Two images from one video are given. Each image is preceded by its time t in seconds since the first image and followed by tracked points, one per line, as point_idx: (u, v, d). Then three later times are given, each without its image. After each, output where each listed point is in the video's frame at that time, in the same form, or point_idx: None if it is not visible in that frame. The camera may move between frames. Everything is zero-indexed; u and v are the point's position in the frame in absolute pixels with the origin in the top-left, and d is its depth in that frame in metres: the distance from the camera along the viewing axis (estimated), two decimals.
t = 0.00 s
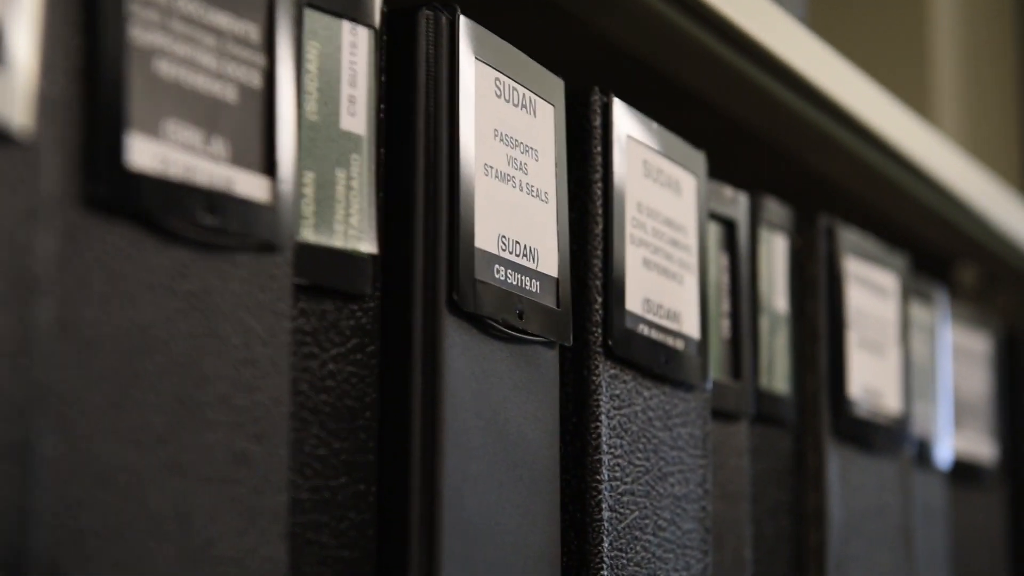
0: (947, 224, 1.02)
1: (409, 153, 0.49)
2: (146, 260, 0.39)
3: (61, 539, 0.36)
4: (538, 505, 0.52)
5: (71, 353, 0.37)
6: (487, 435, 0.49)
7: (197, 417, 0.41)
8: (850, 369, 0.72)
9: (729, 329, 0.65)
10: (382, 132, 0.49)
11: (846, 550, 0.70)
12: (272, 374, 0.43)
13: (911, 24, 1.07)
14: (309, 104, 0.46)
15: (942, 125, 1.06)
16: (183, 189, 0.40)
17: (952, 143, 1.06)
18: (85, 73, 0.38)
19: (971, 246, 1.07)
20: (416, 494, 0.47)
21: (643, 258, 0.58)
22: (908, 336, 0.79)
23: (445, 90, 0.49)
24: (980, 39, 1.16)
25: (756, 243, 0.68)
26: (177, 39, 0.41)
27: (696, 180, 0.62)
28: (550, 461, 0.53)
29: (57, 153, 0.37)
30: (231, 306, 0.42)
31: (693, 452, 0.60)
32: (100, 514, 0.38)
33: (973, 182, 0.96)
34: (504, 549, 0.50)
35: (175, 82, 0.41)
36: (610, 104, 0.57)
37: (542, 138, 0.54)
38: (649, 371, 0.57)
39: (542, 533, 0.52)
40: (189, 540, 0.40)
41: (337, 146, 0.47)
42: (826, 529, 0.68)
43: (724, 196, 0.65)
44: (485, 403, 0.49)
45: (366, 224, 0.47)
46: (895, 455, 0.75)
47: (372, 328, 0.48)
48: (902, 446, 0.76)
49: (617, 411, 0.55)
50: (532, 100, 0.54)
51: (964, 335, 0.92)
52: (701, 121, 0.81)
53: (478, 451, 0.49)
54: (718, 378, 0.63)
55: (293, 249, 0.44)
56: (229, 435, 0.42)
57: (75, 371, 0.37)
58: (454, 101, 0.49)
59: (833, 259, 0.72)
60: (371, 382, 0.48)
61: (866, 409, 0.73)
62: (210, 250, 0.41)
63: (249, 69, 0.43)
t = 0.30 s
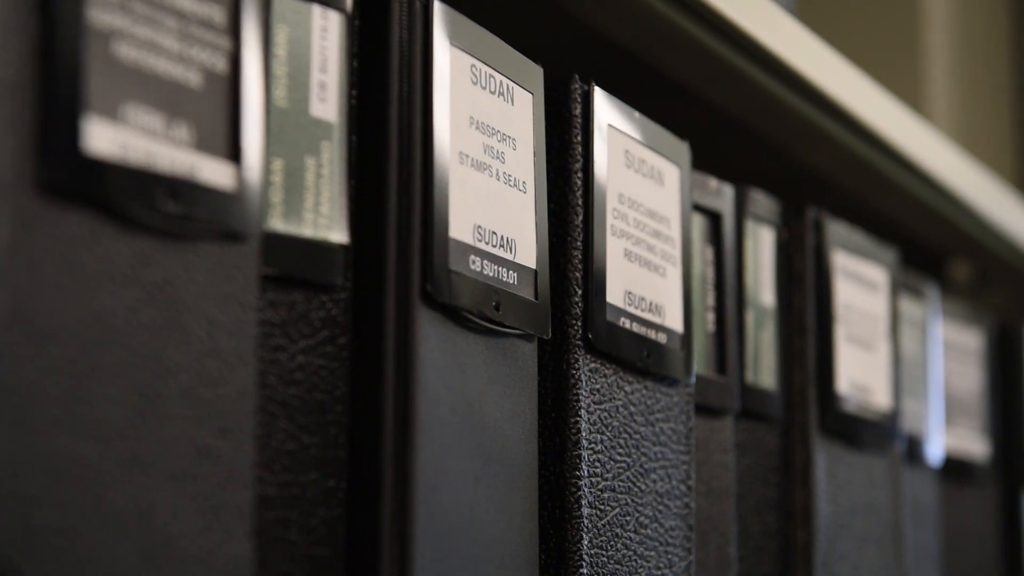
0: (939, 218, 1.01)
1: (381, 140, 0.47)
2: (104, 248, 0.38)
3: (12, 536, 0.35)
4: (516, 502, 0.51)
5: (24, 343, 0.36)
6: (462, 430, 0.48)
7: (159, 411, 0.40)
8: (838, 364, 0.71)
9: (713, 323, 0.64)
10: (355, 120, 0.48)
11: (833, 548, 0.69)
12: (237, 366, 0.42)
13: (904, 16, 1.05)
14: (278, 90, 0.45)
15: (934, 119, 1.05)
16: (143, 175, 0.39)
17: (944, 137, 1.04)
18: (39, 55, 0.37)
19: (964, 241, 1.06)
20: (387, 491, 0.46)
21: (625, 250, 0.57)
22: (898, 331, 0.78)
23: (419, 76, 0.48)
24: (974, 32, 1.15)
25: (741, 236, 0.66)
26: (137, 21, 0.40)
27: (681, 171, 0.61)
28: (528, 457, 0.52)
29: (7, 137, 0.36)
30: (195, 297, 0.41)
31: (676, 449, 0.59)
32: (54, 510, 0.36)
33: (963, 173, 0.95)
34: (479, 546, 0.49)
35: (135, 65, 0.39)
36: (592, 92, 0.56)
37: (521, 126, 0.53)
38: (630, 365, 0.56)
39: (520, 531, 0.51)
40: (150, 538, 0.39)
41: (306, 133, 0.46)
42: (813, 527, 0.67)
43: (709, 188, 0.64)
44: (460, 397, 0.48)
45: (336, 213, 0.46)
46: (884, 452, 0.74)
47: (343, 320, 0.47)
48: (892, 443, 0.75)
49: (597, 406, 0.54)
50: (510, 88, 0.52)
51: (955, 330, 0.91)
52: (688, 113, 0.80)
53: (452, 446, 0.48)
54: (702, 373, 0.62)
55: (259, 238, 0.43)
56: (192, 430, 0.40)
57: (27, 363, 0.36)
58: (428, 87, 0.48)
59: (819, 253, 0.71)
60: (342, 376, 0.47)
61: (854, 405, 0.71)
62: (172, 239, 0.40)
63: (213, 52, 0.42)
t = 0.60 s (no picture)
0: (931, 213, 1.00)
1: (353, 128, 0.46)
2: (62, 237, 0.37)
3: None
4: (491, 498, 0.50)
5: None
6: (436, 425, 0.47)
7: (120, 404, 0.38)
8: (825, 359, 0.70)
9: (696, 317, 0.63)
10: (326, 107, 0.47)
11: (820, 546, 0.68)
12: (202, 359, 0.41)
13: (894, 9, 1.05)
14: (246, 75, 0.44)
15: (925, 113, 1.04)
16: (104, 161, 0.38)
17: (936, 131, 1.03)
18: None
19: (956, 236, 1.05)
20: (359, 487, 0.45)
21: (606, 241, 0.56)
22: (886, 326, 0.77)
23: (392, 63, 0.47)
24: (966, 26, 1.14)
25: (726, 229, 0.65)
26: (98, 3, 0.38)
27: (664, 162, 0.60)
28: (505, 453, 0.51)
29: None
30: (159, 287, 0.40)
31: (658, 444, 0.58)
32: (10, 506, 0.35)
33: (955, 168, 0.94)
34: (453, 544, 0.48)
35: (96, 49, 0.38)
36: (572, 81, 0.55)
37: (497, 115, 0.52)
38: (611, 359, 0.55)
39: (496, 528, 0.50)
40: (112, 534, 0.38)
41: (276, 121, 0.44)
42: (800, 524, 0.66)
43: (693, 179, 0.63)
44: (433, 391, 0.47)
45: (307, 202, 0.45)
46: (872, 449, 0.73)
47: (313, 312, 0.46)
48: (880, 439, 0.74)
49: (577, 401, 0.53)
50: (487, 76, 0.51)
51: (946, 326, 0.90)
52: (674, 105, 0.79)
53: (426, 442, 0.47)
54: (686, 368, 0.61)
55: (225, 227, 0.42)
56: (156, 423, 0.39)
57: None
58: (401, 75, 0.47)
59: (806, 246, 0.70)
60: (312, 369, 0.46)
61: (841, 400, 0.70)
62: (134, 227, 0.39)
63: (178, 37, 0.41)
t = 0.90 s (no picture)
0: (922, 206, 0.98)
1: (323, 115, 0.45)
2: (16, 223, 0.36)
3: None
4: (466, 494, 0.48)
5: None
6: (409, 419, 0.46)
7: (76, 396, 0.37)
8: (813, 354, 0.69)
9: (680, 310, 0.61)
10: (296, 92, 0.46)
11: (807, 544, 0.66)
12: (164, 350, 0.40)
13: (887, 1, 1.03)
14: (211, 59, 0.43)
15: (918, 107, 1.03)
16: (60, 143, 0.37)
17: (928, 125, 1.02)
18: None
19: (948, 231, 1.04)
20: (328, 482, 0.44)
21: (586, 232, 0.55)
22: (876, 320, 0.76)
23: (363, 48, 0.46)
24: (960, 19, 1.13)
25: (711, 220, 0.64)
26: None
27: (648, 152, 0.59)
28: (480, 448, 0.49)
29: None
30: (119, 275, 0.38)
31: (640, 439, 0.57)
32: None
33: (952, 164, 0.93)
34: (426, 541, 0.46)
35: (52, 29, 0.37)
36: (552, 68, 0.53)
37: (473, 102, 0.51)
38: (591, 352, 0.54)
39: (471, 525, 0.49)
40: (68, 531, 0.37)
41: (243, 106, 0.43)
42: (786, 522, 0.65)
43: (678, 170, 0.62)
44: (406, 384, 0.46)
45: (275, 190, 0.44)
46: (861, 445, 0.72)
47: (282, 302, 0.45)
48: (869, 435, 0.73)
49: (556, 395, 0.52)
50: (463, 62, 0.50)
51: (939, 322, 0.89)
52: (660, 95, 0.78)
53: (398, 436, 0.46)
54: (670, 362, 0.60)
55: (190, 214, 0.41)
56: (116, 416, 0.38)
57: None
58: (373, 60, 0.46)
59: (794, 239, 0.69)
60: (281, 361, 0.44)
61: (830, 396, 0.69)
62: (93, 213, 0.38)
63: (138, 18, 0.40)
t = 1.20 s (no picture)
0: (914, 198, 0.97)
1: (286, 97, 0.44)
2: None
3: None
4: (435, 489, 0.47)
5: None
6: (376, 412, 0.45)
7: (22, 386, 0.36)
8: (798, 348, 0.68)
9: (660, 301, 0.60)
10: (259, 74, 0.44)
11: (791, 541, 0.65)
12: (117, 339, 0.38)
13: None
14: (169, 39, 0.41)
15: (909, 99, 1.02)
16: (5, 123, 0.35)
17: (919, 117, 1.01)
18: None
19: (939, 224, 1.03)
20: (289, 476, 0.42)
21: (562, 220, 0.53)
22: (863, 314, 0.74)
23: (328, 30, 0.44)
24: (952, 10, 1.11)
25: (693, 210, 0.63)
26: None
27: (626, 140, 0.58)
28: (450, 441, 0.48)
29: None
30: (68, 261, 0.37)
31: (618, 433, 0.55)
32: None
33: (945, 158, 0.92)
34: (393, 538, 0.45)
35: None
36: (527, 52, 0.52)
37: (444, 87, 0.49)
38: (567, 344, 0.53)
39: (440, 521, 0.47)
40: (11, 526, 0.35)
41: (203, 88, 0.42)
42: (770, 519, 0.64)
43: (658, 158, 0.61)
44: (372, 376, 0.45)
45: (236, 174, 0.43)
46: (847, 440, 0.71)
47: (242, 289, 0.43)
48: (856, 430, 0.71)
49: (530, 388, 0.51)
50: (434, 46, 0.49)
51: (929, 316, 0.88)
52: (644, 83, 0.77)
53: (365, 429, 0.44)
54: (649, 355, 0.59)
55: (145, 198, 0.39)
56: (66, 407, 0.37)
57: None
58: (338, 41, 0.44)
59: (779, 230, 0.68)
60: (242, 350, 0.43)
61: (814, 390, 0.68)
62: (42, 196, 0.36)
63: None
